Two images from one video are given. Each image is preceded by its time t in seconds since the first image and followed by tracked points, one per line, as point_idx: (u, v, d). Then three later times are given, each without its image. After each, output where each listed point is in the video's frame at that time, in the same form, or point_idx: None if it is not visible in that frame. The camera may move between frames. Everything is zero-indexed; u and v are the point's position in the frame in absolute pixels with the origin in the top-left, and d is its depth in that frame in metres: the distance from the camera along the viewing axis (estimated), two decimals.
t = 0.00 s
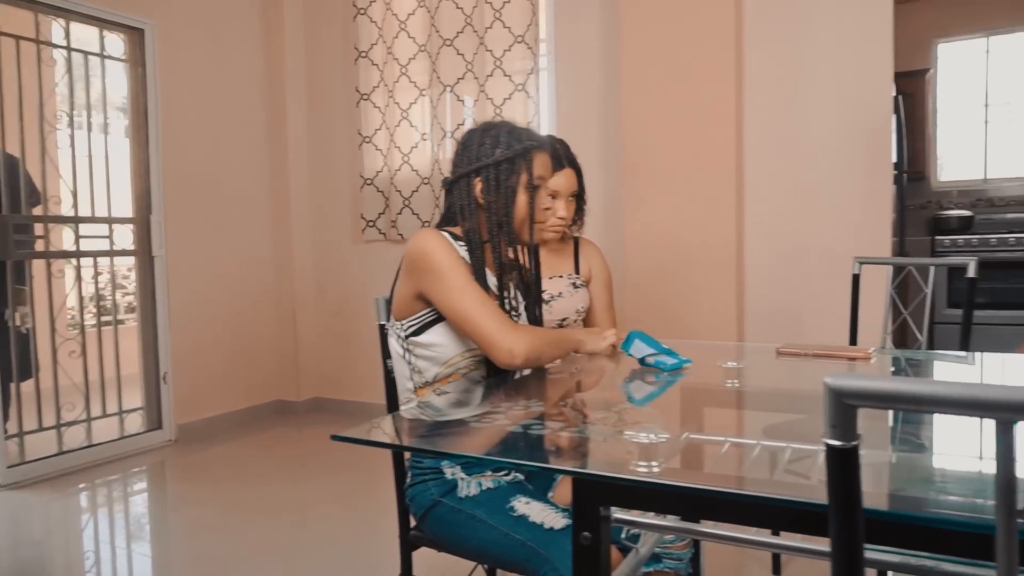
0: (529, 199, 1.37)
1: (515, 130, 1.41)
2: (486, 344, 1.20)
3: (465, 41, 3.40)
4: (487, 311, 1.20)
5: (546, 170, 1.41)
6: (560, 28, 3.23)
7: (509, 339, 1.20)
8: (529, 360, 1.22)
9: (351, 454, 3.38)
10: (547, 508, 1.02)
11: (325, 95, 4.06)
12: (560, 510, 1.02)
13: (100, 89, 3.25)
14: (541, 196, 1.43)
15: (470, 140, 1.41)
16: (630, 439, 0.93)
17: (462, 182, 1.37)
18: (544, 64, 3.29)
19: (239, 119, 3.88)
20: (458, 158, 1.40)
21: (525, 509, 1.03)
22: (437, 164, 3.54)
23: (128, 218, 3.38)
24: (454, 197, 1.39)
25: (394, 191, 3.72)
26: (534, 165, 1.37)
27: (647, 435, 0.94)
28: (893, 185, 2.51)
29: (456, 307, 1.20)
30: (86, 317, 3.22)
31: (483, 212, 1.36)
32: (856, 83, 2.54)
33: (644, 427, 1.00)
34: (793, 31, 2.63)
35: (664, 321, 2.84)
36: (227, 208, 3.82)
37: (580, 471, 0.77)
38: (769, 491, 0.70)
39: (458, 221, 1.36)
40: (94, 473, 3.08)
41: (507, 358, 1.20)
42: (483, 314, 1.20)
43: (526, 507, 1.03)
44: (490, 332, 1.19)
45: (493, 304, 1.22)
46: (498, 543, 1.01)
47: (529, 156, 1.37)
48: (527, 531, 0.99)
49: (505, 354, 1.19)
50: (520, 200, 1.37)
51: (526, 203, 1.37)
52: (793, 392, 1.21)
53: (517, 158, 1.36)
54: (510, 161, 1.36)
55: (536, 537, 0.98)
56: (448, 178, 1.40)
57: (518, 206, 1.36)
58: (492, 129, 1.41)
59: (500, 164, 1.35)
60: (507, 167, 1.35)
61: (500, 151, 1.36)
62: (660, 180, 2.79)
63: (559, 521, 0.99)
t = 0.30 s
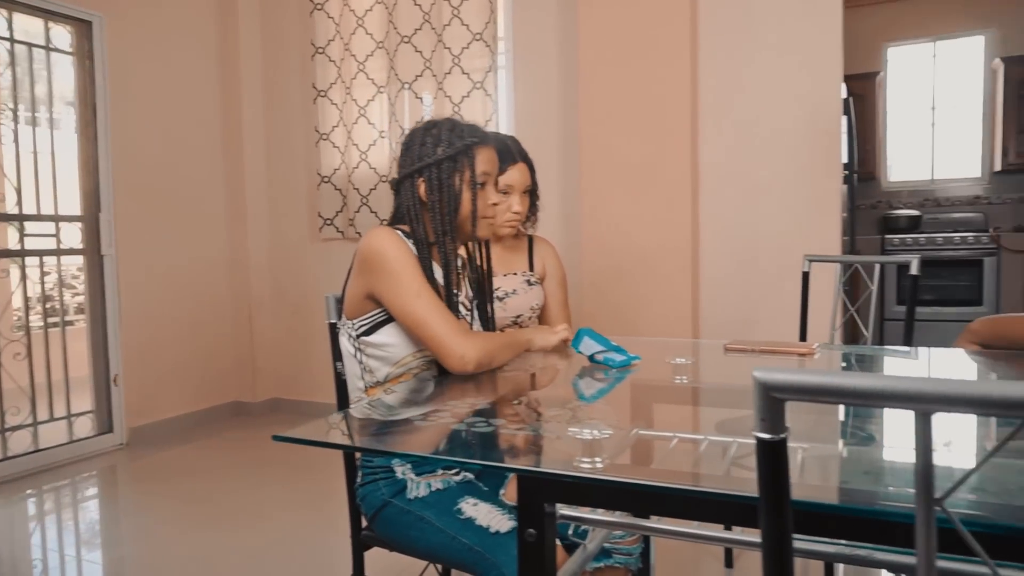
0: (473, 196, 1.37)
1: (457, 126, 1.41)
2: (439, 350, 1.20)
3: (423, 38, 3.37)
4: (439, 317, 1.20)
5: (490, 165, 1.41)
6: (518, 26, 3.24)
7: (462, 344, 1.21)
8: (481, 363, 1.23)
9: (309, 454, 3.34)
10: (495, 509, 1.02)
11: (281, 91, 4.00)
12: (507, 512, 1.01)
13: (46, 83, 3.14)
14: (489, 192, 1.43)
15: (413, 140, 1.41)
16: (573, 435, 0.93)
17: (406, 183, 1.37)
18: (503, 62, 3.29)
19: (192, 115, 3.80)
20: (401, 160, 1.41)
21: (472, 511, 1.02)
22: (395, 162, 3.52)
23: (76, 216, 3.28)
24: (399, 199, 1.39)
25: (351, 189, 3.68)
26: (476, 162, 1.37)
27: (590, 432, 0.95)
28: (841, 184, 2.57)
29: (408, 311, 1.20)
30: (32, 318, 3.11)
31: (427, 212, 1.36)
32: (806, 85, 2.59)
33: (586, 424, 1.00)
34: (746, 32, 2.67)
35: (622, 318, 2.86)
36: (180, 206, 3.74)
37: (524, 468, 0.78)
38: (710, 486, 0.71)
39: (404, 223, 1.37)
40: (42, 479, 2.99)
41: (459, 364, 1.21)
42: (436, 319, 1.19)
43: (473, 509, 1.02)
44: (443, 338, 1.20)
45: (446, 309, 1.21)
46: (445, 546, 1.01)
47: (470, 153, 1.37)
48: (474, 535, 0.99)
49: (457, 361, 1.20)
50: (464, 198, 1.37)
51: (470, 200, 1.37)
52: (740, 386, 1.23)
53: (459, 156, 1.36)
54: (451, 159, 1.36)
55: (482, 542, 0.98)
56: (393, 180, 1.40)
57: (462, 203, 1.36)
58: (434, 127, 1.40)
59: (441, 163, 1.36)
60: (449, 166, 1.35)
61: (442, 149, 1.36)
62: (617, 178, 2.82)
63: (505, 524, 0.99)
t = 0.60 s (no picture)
0: (427, 194, 1.36)
1: (409, 123, 1.39)
2: (394, 351, 1.19)
3: (380, 36, 3.32)
4: (396, 317, 1.18)
5: (445, 160, 1.39)
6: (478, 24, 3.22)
7: (418, 345, 1.19)
8: (437, 366, 1.22)
9: (264, 456, 3.29)
10: (443, 513, 1.01)
11: (235, 87, 3.92)
12: (455, 516, 1.01)
13: None
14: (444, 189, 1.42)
15: (364, 139, 1.39)
16: (517, 433, 0.93)
17: (359, 184, 1.36)
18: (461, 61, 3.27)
19: (142, 110, 3.69)
20: (353, 160, 1.39)
21: (419, 516, 1.01)
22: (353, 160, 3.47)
23: (19, 214, 3.16)
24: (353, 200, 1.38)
25: (307, 186, 3.62)
26: (429, 158, 1.36)
27: (534, 429, 0.95)
28: (791, 184, 2.62)
29: (364, 310, 1.18)
30: None
31: (381, 213, 1.35)
32: (758, 86, 2.63)
33: (531, 420, 1.00)
34: (699, 33, 2.70)
35: (578, 317, 2.88)
36: (129, 204, 3.63)
37: (467, 467, 0.77)
38: (651, 480, 0.72)
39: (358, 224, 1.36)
40: None
41: (413, 366, 1.20)
42: (391, 319, 1.18)
43: (420, 514, 1.02)
44: (398, 339, 1.18)
45: (402, 309, 1.20)
46: (393, 550, 1.01)
47: (423, 150, 1.36)
48: (421, 540, 0.99)
49: (411, 363, 1.19)
50: (417, 196, 1.36)
51: (424, 198, 1.37)
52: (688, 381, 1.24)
53: (411, 153, 1.35)
54: (403, 157, 1.35)
55: (429, 548, 0.98)
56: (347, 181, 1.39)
57: (416, 202, 1.35)
58: (384, 126, 1.38)
59: (393, 162, 1.34)
60: (401, 165, 1.35)
61: (393, 148, 1.35)
62: (574, 177, 2.82)
63: (453, 530, 0.99)
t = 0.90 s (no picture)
0: (385, 195, 1.36)
1: (370, 123, 1.39)
2: (341, 352, 1.17)
3: (337, 32, 3.24)
4: (342, 317, 1.17)
5: (404, 163, 1.39)
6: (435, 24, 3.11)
7: (365, 346, 1.18)
8: (386, 366, 1.21)
9: (218, 459, 3.22)
10: (392, 514, 1.01)
11: (186, 82, 3.82)
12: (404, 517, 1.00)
13: None
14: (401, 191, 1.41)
15: (324, 134, 1.37)
16: (462, 433, 0.93)
17: (316, 178, 1.34)
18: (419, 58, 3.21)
19: (89, 106, 3.58)
20: (311, 153, 1.37)
21: (368, 517, 1.01)
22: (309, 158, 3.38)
23: None
24: (308, 193, 1.35)
25: (263, 185, 3.53)
26: (389, 160, 1.36)
27: (479, 428, 0.94)
28: (744, 184, 2.66)
29: (310, 311, 1.17)
30: None
31: (337, 210, 1.33)
32: (711, 87, 2.66)
33: (476, 420, 1.00)
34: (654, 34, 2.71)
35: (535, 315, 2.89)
36: (75, 202, 3.52)
37: (410, 468, 0.77)
38: (589, 479, 0.72)
39: (312, 218, 1.33)
40: None
41: (362, 367, 1.18)
42: (338, 319, 1.17)
43: (369, 515, 1.01)
44: (346, 339, 1.17)
45: (349, 309, 1.19)
46: (341, 552, 1.01)
47: (384, 151, 1.36)
48: (370, 541, 0.99)
49: (359, 364, 1.18)
50: (375, 196, 1.35)
51: (381, 199, 1.36)
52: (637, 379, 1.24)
53: (372, 153, 1.34)
54: (364, 156, 1.34)
55: (377, 549, 0.98)
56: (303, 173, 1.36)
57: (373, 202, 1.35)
58: (346, 122, 1.37)
59: (354, 160, 1.33)
60: (361, 163, 1.34)
61: (355, 146, 1.34)
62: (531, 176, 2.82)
63: (401, 530, 0.98)
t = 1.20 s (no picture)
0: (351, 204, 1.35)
1: (340, 129, 1.37)
2: (288, 353, 1.16)
3: (293, 28, 3.13)
4: (287, 318, 1.16)
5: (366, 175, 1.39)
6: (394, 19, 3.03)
7: (313, 346, 1.17)
8: (335, 365, 1.20)
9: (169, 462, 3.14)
10: (341, 516, 1.00)
11: (137, 76, 3.72)
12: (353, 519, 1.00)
13: None
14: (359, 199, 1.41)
15: (295, 130, 1.33)
16: (407, 434, 0.92)
17: (284, 172, 1.29)
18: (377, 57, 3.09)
19: (34, 99, 3.45)
20: (278, 146, 1.32)
21: (317, 519, 1.00)
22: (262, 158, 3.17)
23: None
24: (270, 185, 1.29)
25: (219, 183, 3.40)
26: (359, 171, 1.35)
27: (424, 428, 0.94)
28: (698, 184, 2.69)
29: (254, 313, 1.16)
30: None
31: (303, 211, 1.29)
32: (667, 88, 2.69)
33: (423, 420, 0.99)
34: (611, 34, 2.73)
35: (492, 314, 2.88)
36: (19, 198, 3.39)
37: (358, 469, 0.76)
38: (536, 479, 0.73)
39: (274, 212, 1.27)
40: None
41: (309, 367, 1.17)
42: (283, 320, 1.16)
43: (318, 517, 1.00)
44: (292, 340, 1.16)
45: (294, 310, 1.18)
46: (289, 555, 0.99)
47: (356, 162, 1.35)
48: (318, 544, 0.98)
49: (307, 364, 1.17)
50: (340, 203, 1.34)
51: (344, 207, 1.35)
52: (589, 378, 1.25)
53: (345, 161, 1.33)
54: (338, 162, 1.32)
55: (326, 551, 0.96)
56: (267, 163, 1.30)
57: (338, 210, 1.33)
58: (319, 124, 1.35)
59: (328, 164, 1.31)
60: (334, 169, 1.31)
61: (329, 151, 1.31)
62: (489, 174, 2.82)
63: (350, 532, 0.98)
